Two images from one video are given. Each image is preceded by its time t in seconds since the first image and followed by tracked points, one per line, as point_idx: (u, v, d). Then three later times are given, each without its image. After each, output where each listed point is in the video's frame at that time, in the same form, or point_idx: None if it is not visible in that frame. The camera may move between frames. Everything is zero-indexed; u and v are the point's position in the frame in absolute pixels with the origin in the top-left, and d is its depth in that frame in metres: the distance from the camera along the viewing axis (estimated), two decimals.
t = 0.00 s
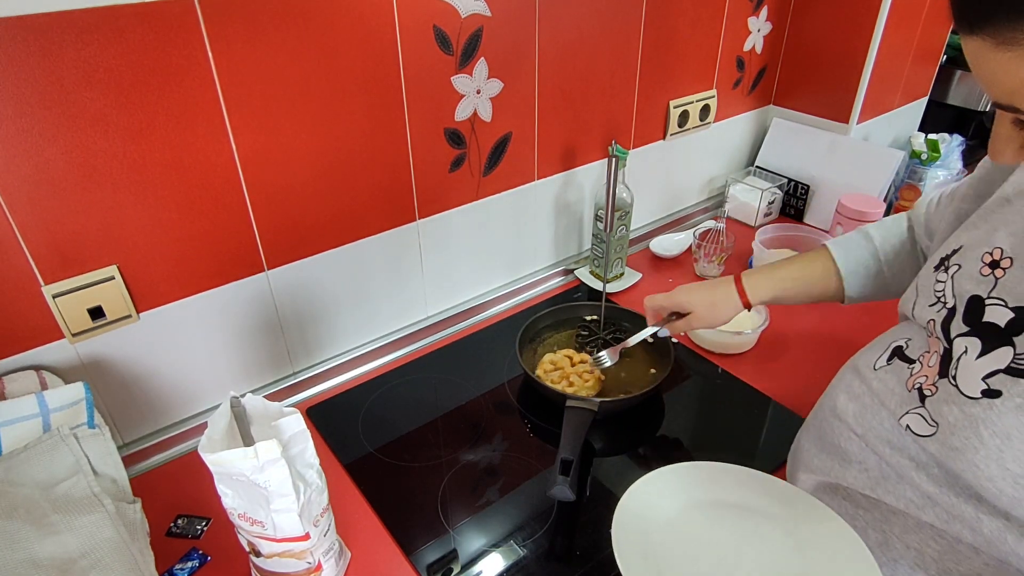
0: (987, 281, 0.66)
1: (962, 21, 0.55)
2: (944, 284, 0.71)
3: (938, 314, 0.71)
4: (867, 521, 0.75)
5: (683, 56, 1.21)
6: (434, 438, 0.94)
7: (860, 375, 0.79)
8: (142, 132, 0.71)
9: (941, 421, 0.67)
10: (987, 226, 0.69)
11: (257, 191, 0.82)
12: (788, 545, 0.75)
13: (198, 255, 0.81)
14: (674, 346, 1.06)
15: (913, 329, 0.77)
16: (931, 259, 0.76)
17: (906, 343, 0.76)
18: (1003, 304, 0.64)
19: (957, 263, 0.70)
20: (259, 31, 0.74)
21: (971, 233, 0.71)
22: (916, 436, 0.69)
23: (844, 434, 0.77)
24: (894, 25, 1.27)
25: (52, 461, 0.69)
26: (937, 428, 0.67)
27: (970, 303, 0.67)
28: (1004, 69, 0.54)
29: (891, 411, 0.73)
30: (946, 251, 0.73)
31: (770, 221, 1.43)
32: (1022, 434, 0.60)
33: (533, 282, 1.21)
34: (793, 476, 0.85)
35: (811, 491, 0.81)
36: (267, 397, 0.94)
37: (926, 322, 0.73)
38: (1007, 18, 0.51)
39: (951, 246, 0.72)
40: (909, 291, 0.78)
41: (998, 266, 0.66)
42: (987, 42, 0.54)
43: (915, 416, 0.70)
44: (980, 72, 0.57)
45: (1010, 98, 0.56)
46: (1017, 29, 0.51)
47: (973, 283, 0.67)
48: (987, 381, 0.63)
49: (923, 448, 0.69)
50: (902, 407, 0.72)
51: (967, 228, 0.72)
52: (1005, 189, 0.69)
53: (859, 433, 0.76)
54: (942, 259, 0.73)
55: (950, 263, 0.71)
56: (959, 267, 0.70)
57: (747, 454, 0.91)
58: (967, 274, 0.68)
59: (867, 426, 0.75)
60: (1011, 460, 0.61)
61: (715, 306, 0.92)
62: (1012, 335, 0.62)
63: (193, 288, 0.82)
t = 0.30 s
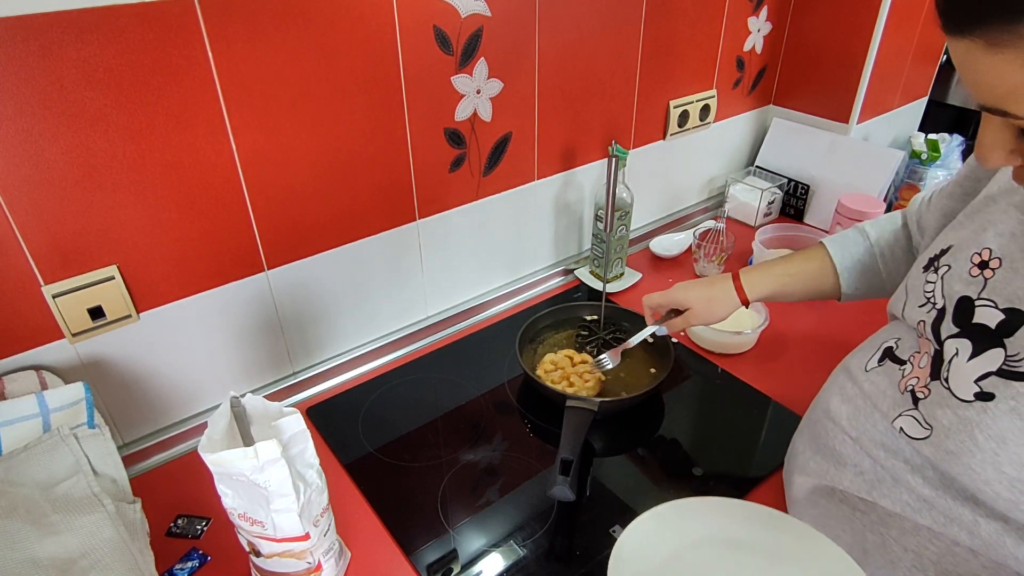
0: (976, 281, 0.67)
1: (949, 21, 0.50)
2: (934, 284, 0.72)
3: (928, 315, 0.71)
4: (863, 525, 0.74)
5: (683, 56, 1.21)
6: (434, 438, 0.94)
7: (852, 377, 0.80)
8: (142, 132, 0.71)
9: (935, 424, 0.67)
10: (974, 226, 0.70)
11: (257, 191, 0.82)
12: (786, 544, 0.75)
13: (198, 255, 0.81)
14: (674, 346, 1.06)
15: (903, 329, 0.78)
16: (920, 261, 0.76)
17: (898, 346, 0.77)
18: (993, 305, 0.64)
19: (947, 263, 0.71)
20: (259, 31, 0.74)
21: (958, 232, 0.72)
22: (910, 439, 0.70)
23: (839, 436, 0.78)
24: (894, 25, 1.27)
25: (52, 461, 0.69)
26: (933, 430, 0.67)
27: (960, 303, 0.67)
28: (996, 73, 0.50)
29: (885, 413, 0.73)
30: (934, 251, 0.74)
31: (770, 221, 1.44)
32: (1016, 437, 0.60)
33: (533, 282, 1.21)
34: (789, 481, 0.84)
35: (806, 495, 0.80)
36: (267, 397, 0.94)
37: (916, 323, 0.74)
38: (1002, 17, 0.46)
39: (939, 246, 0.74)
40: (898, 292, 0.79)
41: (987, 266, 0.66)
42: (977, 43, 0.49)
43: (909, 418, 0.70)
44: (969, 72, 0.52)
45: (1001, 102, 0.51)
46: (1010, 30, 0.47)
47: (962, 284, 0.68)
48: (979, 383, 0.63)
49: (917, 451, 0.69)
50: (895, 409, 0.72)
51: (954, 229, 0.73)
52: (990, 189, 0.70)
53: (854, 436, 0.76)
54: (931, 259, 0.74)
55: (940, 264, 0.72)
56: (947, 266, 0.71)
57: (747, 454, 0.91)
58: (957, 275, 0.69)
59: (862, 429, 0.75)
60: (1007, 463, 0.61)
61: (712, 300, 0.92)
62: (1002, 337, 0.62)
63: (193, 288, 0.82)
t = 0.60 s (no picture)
0: (966, 279, 0.67)
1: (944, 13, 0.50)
2: (926, 281, 0.72)
3: (918, 312, 0.71)
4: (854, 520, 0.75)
5: (683, 56, 1.21)
6: (434, 438, 0.94)
7: (846, 375, 0.80)
8: (142, 133, 0.71)
9: (920, 419, 0.67)
10: (967, 224, 0.70)
11: (257, 192, 0.82)
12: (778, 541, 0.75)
13: (198, 255, 0.81)
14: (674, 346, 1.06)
15: (896, 326, 0.78)
16: (914, 258, 0.76)
17: (890, 342, 0.77)
18: (981, 303, 0.64)
19: (940, 261, 0.71)
20: (259, 31, 0.74)
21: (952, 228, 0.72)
22: (898, 434, 0.70)
23: (831, 432, 0.77)
24: (894, 25, 1.27)
25: (52, 461, 0.69)
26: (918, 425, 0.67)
27: (950, 301, 0.68)
28: (983, 70, 0.49)
29: (874, 409, 0.73)
30: (928, 248, 0.74)
31: (770, 221, 1.44)
32: (997, 433, 0.60)
33: (533, 282, 1.21)
34: (784, 478, 0.84)
35: (799, 492, 0.80)
36: (267, 397, 0.94)
37: (907, 319, 0.74)
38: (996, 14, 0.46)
39: (933, 243, 0.74)
40: (893, 289, 0.79)
41: (978, 264, 0.66)
42: (965, 37, 0.49)
43: (896, 414, 0.70)
44: (956, 66, 0.52)
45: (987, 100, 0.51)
46: (1000, 27, 0.46)
47: (954, 281, 0.68)
48: (963, 379, 0.63)
49: (905, 446, 0.69)
50: (884, 404, 0.72)
51: (949, 227, 0.73)
52: (984, 189, 0.70)
53: (845, 432, 0.76)
54: (925, 256, 0.74)
55: (933, 261, 0.72)
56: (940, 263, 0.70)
57: (747, 454, 0.91)
58: (948, 272, 0.69)
59: (852, 425, 0.75)
60: (988, 459, 0.61)
61: (719, 296, 0.92)
62: (987, 333, 0.62)
63: (193, 288, 0.82)
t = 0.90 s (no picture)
0: (959, 279, 0.66)
1: (933, 14, 0.49)
2: (920, 281, 0.71)
3: (913, 311, 0.71)
4: (848, 519, 0.75)
5: (682, 56, 1.21)
6: (434, 438, 0.94)
7: (841, 374, 0.80)
8: (142, 132, 0.71)
9: (912, 419, 0.67)
10: (962, 224, 0.70)
11: (257, 192, 0.82)
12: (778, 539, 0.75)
13: (198, 255, 0.81)
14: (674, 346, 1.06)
15: (891, 325, 0.78)
16: (910, 258, 0.76)
17: (885, 342, 0.76)
18: (973, 303, 0.64)
19: (934, 260, 0.71)
20: (259, 31, 0.74)
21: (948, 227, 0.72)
22: (890, 433, 0.70)
23: (826, 431, 0.78)
24: (894, 25, 1.27)
25: (52, 461, 0.69)
26: (911, 425, 0.67)
27: (943, 301, 0.67)
28: (974, 72, 0.49)
29: (868, 408, 0.73)
30: (924, 248, 0.74)
31: (770, 221, 1.44)
32: (987, 433, 0.60)
33: (533, 282, 1.21)
34: (782, 478, 0.84)
35: (796, 491, 0.80)
36: (267, 397, 0.94)
37: (902, 318, 0.74)
38: (984, 16, 0.46)
39: (929, 242, 0.74)
40: (888, 290, 0.79)
41: (971, 264, 0.66)
42: (955, 40, 0.49)
43: (889, 413, 0.70)
44: (946, 69, 0.52)
45: (977, 101, 0.51)
46: (990, 29, 0.46)
47: (947, 281, 0.68)
48: (955, 379, 0.63)
49: (897, 445, 0.69)
50: (877, 403, 0.72)
51: (944, 226, 0.73)
52: (979, 188, 0.70)
53: (839, 430, 0.76)
54: (920, 256, 0.74)
55: (928, 261, 0.72)
56: (934, 262, 0.70)
57: (747, 455, 0.91)
58: (942, 272, 0.69)
59: (846, 424, 0.75)
60: (977, 458, 0.61)
61: (722, 295, 0.92)
62: (979, 333, 0.62)
63: (194, 288, 0.82)
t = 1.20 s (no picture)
0: (960, 281, 0.66)
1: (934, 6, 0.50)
2: (921, 283, 0.71)
3: (913, 314, 0.71)
4: (851, 522, 0.75)
5: (682, 56, 1.21)
6: (434, 438, 0.94)
7: (843, 376, 0.80)
8: (142, 132, 0.71)
9: (915, 422, 0.67)
10: (961, 225, 0.70)
11: (257, 192, 0.82)
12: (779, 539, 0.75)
13: (198, 255, 0.81)
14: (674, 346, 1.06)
15: (892, 327, 0.78)
16: (909, 260, 0.76)
17: (886, 344, 0.77)
18: (975, 305, 0.64)
19: (934, 262, 0.71)
20: (259, 31, 0.74)
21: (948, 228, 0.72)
22: (893, 436, 0.70)
23: (828, 433, 0.78)
24: (894, 25, 1.27)
25: (51, 461, 0.69)
26: (914, 428, 0.67)
27: (944, 303, 0.67)
28: (970, 65, 0.49)
29: (870, 411, 0.73)
30: (924, 249, 0.74)
31: (770, 221, 1.44)
32: (991, 436, 0.60)
33: (533, 282, 1.21)
34: (784, 478, 0.84)
35: (798, 493, 0.80)
36: (267, 397, 0.94)
37: (902, 321, 0.74)
38: (980, 8, 0.46)
39: (928, 244, 0.74)
40: (888, 292, 0.79)
41: (972, 266, 0.66)
42: (953, 32, 0.49)
43: (891, 416, 0.70)
44: (946, 61, 0.52)
45: (973, 94, 0.51)
46: (986, 22, 0.46)
47: (947, 283, 0.68)
48: (958, 382, 0.63)
49: (900, 448, 0.69)
50: (880, 406, 0.72)
51: (943, 228, 0.73)
52: (979, 189, 0.70)
53: (841, 433, 0.76)
54: (920, 258, 0.74)
55: (927, 263, 0.72)
56: (934, 264, 0.70)
57: (747, 454, 0.91)
58: (942, 274, 0.69)
59: (848, 426, 0.75)
60: (981, 461, 0.61)
61: (717, 297, 0.92)
62: (982, 336, 0.62)
63: (193, 288, 0.82)
